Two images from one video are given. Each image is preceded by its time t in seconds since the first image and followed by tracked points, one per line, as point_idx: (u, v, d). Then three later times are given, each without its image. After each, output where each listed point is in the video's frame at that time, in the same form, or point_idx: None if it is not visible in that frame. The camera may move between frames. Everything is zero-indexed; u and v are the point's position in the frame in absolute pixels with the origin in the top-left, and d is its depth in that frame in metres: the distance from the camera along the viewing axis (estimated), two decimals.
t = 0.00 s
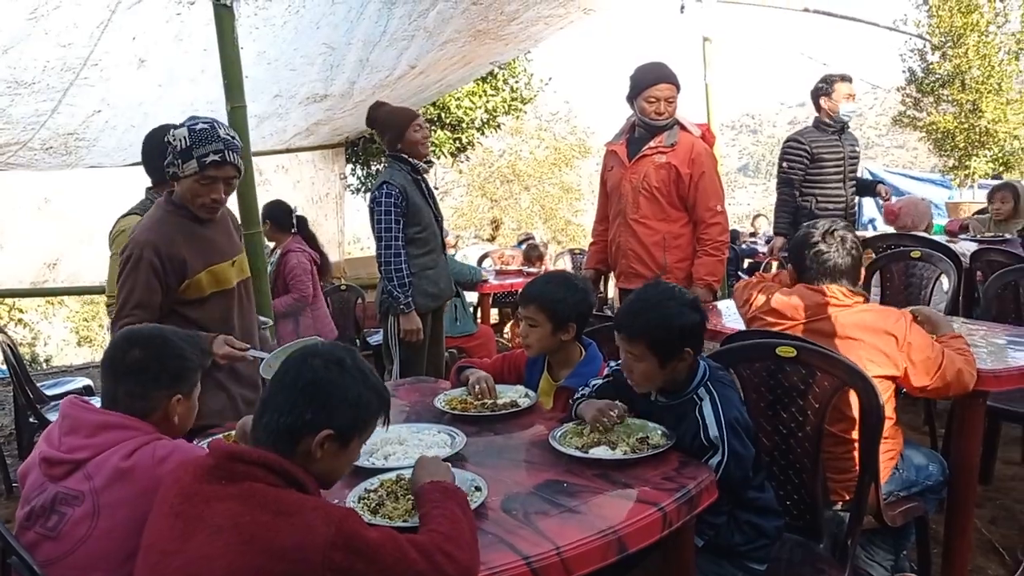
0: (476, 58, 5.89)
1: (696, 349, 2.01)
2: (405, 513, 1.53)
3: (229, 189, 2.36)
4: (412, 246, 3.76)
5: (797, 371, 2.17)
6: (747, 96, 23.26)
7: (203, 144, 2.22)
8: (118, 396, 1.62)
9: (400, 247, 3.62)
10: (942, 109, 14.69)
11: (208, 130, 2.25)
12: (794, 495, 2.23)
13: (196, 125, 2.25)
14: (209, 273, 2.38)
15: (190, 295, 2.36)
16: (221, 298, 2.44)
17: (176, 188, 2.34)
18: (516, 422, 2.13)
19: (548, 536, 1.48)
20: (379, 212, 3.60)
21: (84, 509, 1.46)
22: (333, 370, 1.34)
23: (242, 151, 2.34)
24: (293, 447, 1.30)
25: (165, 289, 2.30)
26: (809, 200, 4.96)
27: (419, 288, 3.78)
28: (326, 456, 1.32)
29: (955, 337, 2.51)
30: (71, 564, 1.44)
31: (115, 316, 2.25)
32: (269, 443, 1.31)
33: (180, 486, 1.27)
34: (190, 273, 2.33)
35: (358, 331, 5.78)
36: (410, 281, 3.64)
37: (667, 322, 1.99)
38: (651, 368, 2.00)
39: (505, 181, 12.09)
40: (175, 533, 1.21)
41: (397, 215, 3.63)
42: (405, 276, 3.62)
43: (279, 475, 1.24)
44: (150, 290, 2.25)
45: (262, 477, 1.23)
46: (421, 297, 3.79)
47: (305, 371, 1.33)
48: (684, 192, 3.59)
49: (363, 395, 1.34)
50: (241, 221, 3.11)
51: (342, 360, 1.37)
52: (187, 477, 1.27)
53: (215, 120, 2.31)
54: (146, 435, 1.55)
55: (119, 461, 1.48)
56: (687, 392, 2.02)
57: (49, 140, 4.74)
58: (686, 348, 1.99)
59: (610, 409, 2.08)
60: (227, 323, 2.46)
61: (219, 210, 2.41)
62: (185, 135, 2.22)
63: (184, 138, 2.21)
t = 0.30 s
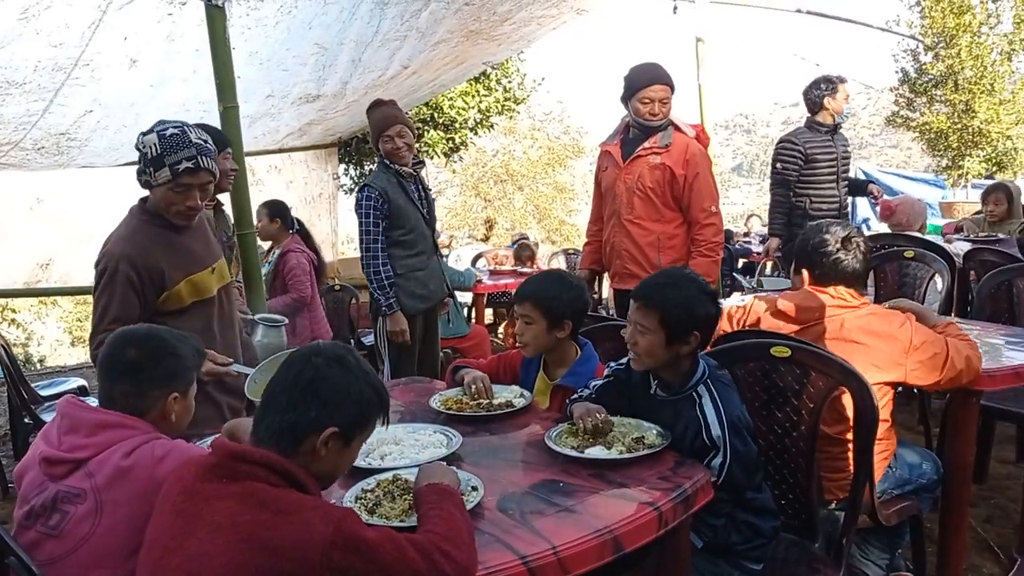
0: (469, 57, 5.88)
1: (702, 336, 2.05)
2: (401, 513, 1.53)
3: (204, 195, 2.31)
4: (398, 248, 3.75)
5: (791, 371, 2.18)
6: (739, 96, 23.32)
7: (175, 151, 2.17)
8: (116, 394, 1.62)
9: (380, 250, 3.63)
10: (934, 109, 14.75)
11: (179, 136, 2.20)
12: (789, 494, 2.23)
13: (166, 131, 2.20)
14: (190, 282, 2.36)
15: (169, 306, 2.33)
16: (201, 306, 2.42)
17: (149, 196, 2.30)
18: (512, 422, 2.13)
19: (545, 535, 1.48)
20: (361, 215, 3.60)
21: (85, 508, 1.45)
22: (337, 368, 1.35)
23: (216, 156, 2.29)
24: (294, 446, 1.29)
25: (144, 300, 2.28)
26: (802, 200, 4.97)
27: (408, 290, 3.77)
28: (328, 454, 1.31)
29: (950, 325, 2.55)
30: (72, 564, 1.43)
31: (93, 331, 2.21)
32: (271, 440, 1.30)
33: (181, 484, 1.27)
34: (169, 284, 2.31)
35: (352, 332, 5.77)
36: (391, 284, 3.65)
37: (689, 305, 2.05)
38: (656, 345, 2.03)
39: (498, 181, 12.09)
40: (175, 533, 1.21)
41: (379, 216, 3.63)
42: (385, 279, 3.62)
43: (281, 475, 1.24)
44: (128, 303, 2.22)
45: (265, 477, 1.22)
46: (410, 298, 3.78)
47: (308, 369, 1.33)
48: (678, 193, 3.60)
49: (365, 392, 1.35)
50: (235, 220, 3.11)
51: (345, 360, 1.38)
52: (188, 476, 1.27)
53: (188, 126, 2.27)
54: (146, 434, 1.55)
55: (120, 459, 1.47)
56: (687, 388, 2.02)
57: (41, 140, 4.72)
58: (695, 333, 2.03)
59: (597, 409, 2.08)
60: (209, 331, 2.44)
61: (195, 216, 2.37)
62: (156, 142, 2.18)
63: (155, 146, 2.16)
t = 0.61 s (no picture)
0: (466, 62, 5.91)
1: (692, 332, 2.08)
2: (392, 517, 1.54)
3: (193, 204, 2.31)
4: (390, 251, 3.77)
5: (781, 376, 2.20)
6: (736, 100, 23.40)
7: (165, 162, 2.17)
8: (111, 398, 1.64)
9: (372, 253, 3.65)
10: (929, 114, 14.80)
11: (168, 147, 2.20)
12: (779, 499, 2.25)
13: (155, 142, 2.19)
14: (179, 291, 2.38)
15: (160, 317, 2.34)
16: (191, 313, 2.44)
17: (137, 205, 2.28)
18: (503, 426, 2.15)
19: (535, 539, 1.50)
20: (352, 218, 3.63)
21: (79, 512, 1.46)
22: (329, 367, 1.36)
23: (205, 165, 2.29)
24: (286, 443, 1.31)
25: (135, 311, 2.28)
26: (798, 205, 5.00)
27: (401, 293, 3.78)
28: (320, 453, 1.33)
29: (944, 336, 2.58)
30: (65, 567, 1.45)
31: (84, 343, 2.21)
32: (265, 440, 1.31)
33: (174, 486, 1.28)
34: (159, 295, 2.32)
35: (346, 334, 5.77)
36: (381, 288, 3.67)
37: (681, 300, 2.08)
38: (645, 333, 2.06)
39: (495, 184, 12.11)
40: (167, 535, 1.22)
41: (373, 220, 3.65)
42: (376, 283, 3.66)
43: (272, 477, 1.25)
44: (118, 316, 2.22)
45: (257, 479, 1.24)
46: (402, 301, 3.79)
47: (301, 367, 1.35)
48: (672, 198, 3.62)
49: (357, 389, 1.37)
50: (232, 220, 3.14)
51: (339, 359, 1.40)
52: (181, 478, 1.28)
53: (176, 134, 2.26)
54: (141, 439, 1.56)
55: (114, 464, 1.49)
56: (676, 386, 2.05)
57: (38, 142, 4.72)
58: (685, 326, 2.06)
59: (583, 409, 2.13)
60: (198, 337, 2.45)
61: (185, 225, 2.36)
62: (144, 152, 2.17)
63: (144, 157, 2.15)
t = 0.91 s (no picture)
0: (463, 66, 5.92)
1: (687, 330, 2.08)
2: (388, 520, 1.54)
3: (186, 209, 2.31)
4: (389, 255, 3.77)
5: (777, 380, 2.20)
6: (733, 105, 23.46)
7: (159, 168, 2.16)
8: (108, 401, 1.64)
9: (371, 256, 3.65)
10: (926, 120, 14.84)
11: (161, 153, 2.19)
12: (775, 503, 2.26)
13: (148, 148, 2.19)
14: (173, 296, 2.38)
15: (155, 322, 2.33)
16: (187, 318, 2.45)
17: (129, 211, 2.27)
18: (500, 429, 2.15)
19: (531, 542, 1.50)
20: (351, 221, 3.63)
21: (76, 515, 1.46)
22: (319, 364, 1.37)
23: (198, 171, 2.29)
24: (279, 442, 1.31)
25: (130, 317, 2.26)
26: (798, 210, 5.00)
27: (398, 297, 3.78)
28: (312, 450, 1.33)
29: (945, 347, 2.57)
30: (61, 571, 1.44)
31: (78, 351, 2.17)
32: (256, 439, 1.32)
33: (168, 487, 1.28)
34: (154, 300, 2.32)
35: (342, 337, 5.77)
36: (380, 291, 3.67)
37: (674, 298, 2.08)
38: (641, 332, 2.07)
39: (492, 188, 12.12)
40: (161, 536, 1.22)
41: (372, 223, 3.65)
42: (375, 286, 3.65)
43: (265, 476, 1.25)
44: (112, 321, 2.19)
45: (249, 478, 1.24)
46: (400, 305, 3.78)
47: (292, 366, 1.35)
48: (668, 202, 3.62)
49: (345, 386, 1.37)
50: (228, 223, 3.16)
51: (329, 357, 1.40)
52: (175, 479, 1.28)
53: (169, 139, 2.26)
54: (138, 443, 1.56)
55: (111, 468, 1.49)
56: (675, 388, 2.05)
57: (35, 144, 4.72)
58: (679, 323, 2.06)
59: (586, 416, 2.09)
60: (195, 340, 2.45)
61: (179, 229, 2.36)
62: (137, 158, 2.16)
63: (137, 164, 2.15)
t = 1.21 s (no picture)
0: (464, 67, 5.92)
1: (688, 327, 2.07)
2: (390, 517, 1.54)
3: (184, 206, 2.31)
4: (390, 255, 3.77)
5: (778, 382, 2.20)
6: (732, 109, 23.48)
7: (158, 166, 2.16)
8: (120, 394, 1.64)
9: (372, 257, 3.65)
10: (927, 125, 14.86)
11: (159, 150, 2.19)
12: (775, 505, 2.25)
13: (146, 146, 2.19)
14: (172, 294, 2.38)
15: (154, 320, 2.33)
16: (186, 316, 2.45)
17: (127, 208, 2.27)
18: (500, 429, 2.15)
19: (531, 541, 1.50)
20: (353, 221, 3.63)
21: (81, 506, 1.46)
22: (319, 361, 1.37)
23: (197, 168, 2.29)
24: (281, 439, 1.31)
25: (129, 314, 2.25)
26: (801, 215, 5.00)
27: (398, 297, 3.78)
28: (313, 447, 1.33)
29: (953, 353, 2.56)
30: (65, 561, 1.44)
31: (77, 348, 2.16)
32: (257, 436, 1.31)
33: (171, 481, 1.28)
34: (153, 298, 2.31)
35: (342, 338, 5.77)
36: (381, 291, 3.66)
37: (675, 299, 2.08)
38: (641, 332, 2.07)
39: (491, 190, 12.12)
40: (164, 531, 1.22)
41: (374, 224, 3.65)
42: (375, 286, 3.64)
43: (267, 472, 1.25)
44: (111, 319, 2.17)
45: (252, 474, 1.23)
46: (399, 306, 3.78)
47: (293, 363, 1.35)
48: (667, 205, 3.62)
49: (347, 383, 1.37)
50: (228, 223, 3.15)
51: (328, 354, 1.40)
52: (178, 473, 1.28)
53: (167, 137, 2.25)
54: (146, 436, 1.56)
55: (118, 460, 1.48)
56: (680, 390, 2.05)
57: (36, 141, 4.72)
58: (679, 322, 2.06)
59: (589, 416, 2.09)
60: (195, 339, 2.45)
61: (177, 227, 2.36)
62: (136, 156, 2.16)
63: (135, 161, 2.15)
